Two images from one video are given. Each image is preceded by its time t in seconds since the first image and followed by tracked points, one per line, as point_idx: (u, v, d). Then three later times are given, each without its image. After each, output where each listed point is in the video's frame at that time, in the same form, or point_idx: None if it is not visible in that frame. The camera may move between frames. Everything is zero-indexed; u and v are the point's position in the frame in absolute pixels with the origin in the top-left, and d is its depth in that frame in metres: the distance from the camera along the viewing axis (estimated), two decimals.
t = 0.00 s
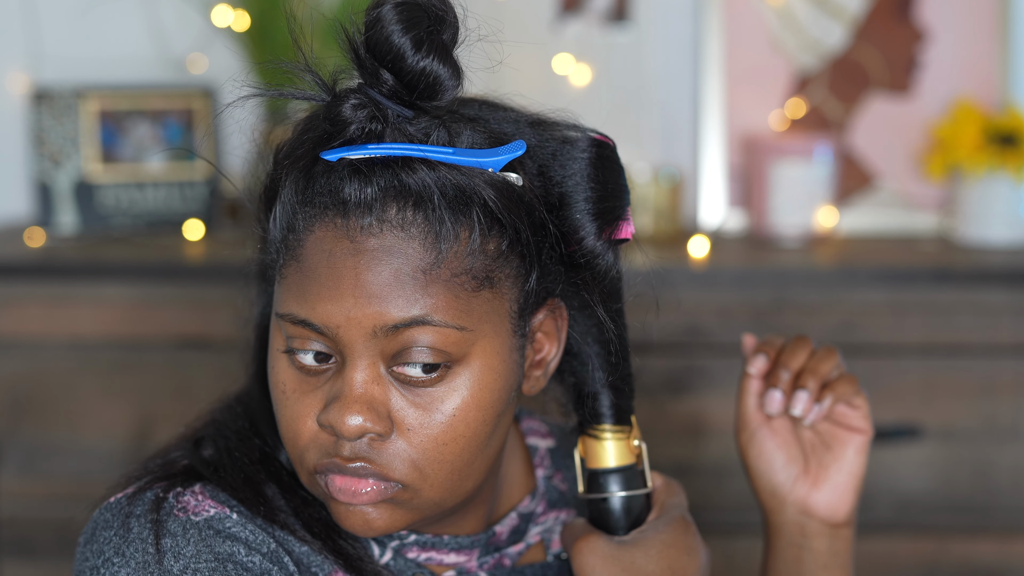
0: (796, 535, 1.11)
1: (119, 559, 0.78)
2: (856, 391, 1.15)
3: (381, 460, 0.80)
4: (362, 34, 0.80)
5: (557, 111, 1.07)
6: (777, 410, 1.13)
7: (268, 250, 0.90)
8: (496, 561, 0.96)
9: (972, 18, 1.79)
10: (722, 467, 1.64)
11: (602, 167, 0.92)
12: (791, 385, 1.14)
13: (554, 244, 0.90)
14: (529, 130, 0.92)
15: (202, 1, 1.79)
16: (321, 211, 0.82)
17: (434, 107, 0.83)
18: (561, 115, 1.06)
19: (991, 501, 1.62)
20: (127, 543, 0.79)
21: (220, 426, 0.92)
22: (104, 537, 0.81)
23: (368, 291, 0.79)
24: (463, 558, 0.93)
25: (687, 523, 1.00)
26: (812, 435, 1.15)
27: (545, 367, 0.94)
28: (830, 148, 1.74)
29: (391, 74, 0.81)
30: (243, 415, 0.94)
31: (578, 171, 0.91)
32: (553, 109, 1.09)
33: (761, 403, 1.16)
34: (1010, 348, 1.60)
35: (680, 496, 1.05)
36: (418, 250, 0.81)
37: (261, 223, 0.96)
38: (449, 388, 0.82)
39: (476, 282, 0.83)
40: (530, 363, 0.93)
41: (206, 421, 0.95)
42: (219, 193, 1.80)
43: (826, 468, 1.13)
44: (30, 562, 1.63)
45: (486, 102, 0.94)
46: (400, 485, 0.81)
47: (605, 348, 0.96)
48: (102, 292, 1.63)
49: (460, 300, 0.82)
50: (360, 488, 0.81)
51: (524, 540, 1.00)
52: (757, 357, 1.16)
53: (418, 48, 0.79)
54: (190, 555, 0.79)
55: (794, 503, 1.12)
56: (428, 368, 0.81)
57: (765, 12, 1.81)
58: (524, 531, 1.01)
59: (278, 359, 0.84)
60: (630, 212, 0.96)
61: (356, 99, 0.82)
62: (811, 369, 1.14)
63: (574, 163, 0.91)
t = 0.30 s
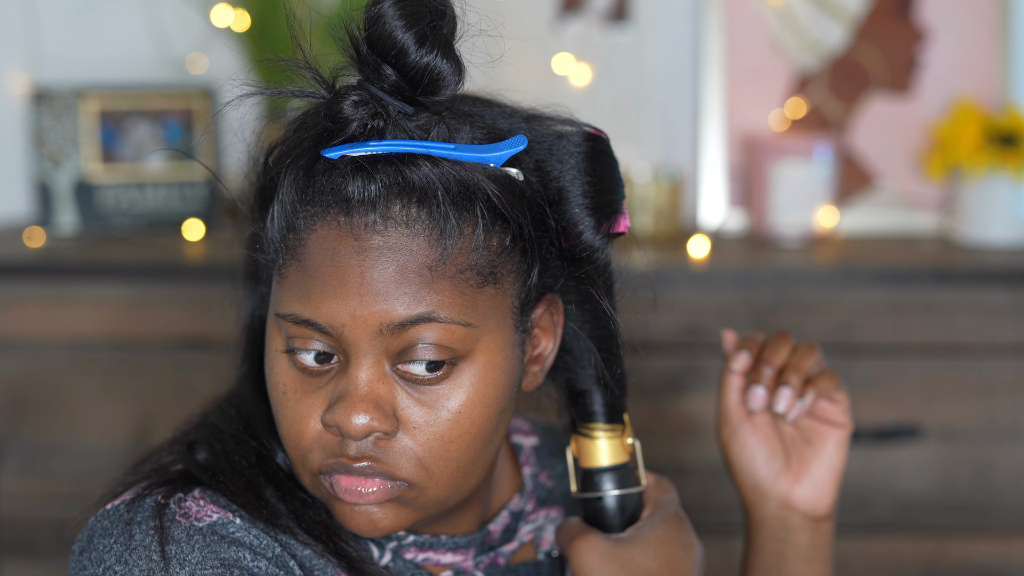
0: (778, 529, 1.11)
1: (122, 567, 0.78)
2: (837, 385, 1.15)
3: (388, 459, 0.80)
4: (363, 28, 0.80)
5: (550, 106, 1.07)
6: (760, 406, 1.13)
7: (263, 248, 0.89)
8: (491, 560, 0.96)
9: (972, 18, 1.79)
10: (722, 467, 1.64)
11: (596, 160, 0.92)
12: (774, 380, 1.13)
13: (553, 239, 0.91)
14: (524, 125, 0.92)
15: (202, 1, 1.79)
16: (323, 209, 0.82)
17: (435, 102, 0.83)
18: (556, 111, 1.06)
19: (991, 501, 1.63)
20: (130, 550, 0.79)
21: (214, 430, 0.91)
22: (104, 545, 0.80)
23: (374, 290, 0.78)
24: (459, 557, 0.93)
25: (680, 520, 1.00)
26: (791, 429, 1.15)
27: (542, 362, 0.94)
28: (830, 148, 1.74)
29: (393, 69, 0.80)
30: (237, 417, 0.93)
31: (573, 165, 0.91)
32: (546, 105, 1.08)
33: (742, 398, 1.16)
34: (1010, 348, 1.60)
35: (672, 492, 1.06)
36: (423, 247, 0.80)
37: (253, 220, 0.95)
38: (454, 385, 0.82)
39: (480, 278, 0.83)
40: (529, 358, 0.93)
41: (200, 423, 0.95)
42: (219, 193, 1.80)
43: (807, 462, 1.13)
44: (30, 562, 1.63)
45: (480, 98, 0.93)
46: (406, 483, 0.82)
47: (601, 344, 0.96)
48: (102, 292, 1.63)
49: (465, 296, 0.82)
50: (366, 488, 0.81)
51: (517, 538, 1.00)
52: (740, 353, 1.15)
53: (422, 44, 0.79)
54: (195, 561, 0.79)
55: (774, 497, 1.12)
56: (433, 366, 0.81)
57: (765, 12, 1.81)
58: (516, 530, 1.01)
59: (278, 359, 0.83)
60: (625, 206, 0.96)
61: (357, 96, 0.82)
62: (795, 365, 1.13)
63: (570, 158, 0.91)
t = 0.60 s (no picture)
0: (780, 530, 1.11)
1: (121, 569, 0.78)
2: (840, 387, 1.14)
3: (389, 459, 0.80)
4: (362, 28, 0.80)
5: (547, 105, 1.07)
6: (763, 408, 1.12)
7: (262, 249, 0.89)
8: (491, 562, 0.97)
9: (972, 18, 1.79)
10: (722, 467, 1.64)
11: (594, 158, 0.92)
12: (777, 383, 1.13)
13: (552, 238, 0.91)
14: (522, 124, 0.92)
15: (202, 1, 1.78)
16: (322, 210, 0.81)
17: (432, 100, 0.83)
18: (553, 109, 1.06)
19: (991, 501, 1.63)
20: (129, 553, 0.79)
21: (214, 432, 0.91)
22: (103, 547, 0.80)
23: (374, 290, 0.79)
24: (459, 558, 0.94)
25: (679, 523, 1.00)
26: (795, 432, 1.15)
27: (542, 361, 0.94)
28: (830, 148, 1.74)
29: (392, 68, 0.80)
30: (237, 420, 0.93)
31: (572, 163, 0.91)
32: (543, 104, 1.08)
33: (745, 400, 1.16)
34: (1010, 348, 1.60)
35: (671, 495, 1.06)
36: (423, 247, 0.81)
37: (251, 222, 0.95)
38: (455, 384, 0.82)
39: (480, 277, 0.83)
40: (529, 358, 0.93)
41: (199, 425, 0.94)
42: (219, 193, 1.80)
43: (810, 464, 1.13)
44: (30, 562, 1.63)
45: (477, 96, 0.93)
46: (408, 483, 0.82)
47: (601, 345, 0.96)
48: (101, 293, 1.63)
49: (465, 296, 0.82)
50: (367, 489, 0.81)
51: (517, 539, 1.00)
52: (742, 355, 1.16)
53: (421, 44, 0.79)
54: (194, 564, 0.79)
55: (777, 499, 1.12)
56: (433, 365, 0.81)
57: (765, 11, 1.81)
58: (518, 531, 1.01)
59: (278, 360, 0.83)
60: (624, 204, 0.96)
61: (355, 95, 0.82)
62: (798, 367, 1.13)
63: (569, 156, 0.91)
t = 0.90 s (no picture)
0: (787, 535, 1.11)
1: (114, 565, 0.78)
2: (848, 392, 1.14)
3: (382, 456, 0.80)
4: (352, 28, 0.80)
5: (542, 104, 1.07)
6: (770, 414, 1.12)
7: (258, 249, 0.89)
8: (490, 562, 0.96)
9: (971, 18, 1.79)
10: (722, 467, 1.64)
11: (588, 157, 0.92)
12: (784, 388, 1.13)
13: (545, 236, 0.91)
14: (516, 123, 0.92)
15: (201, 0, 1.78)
16: (315, 208, 0.82)
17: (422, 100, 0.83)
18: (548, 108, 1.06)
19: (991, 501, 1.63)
20: (122, 548, 0.79)
21: (213, 430, 0.92)
22: (98, 543, 0.81)
23: (365, 287, 0.79)
24: (457, 558, 0.94)
25: (685, 526, 1.00)
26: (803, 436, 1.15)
27: (539, 360, 0.94)
28: (830, 148, 1.74)
29: (382, 67, 0.80)
30: (236, 418, 0.94)
31: (566, 162, 0.91)
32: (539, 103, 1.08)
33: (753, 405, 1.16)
34: (1010, 348, 1.60)
35: (679, 497, 1.05)
36: (414, 245, 0.81)
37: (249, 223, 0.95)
38: (447, 382, 0.82)
39: (471, 275, 0.83)
40: (524, 356, 0.93)
41: (199, 424, 0.94)
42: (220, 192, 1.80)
43: (818, 469, 1.13)
44: (30, 562, 1.63)
45: (472, 97, 0.93)
46: (401, 480, 0.82)
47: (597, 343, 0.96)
48: (101, 292, 1.63)
49: (456, 293, 0.82)
50: (361, 485, 0.81)
51: (518, 540, 1.00)
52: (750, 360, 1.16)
53: (410, 42, 0.79)
54: (186, 560, 0.79)
55: (785, 503, 1.12)
56: (426, 363, 0.81)
57: (765, 11, 1.81)
58: (518, 531, 1.01)
59: (274, 358, 0.83)
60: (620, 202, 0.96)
61: (347, 95, 0.82)
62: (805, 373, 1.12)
63: (562, 154, 0.91)
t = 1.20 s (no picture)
0: (773, 524, 1.11)
1: (120, 560, 0.78)
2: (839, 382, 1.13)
3: (381, 449, 0.80)
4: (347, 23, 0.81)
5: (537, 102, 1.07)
6: (757, 404, 1.12)
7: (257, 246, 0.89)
8: (490, 559, 0.97)
9: (972, 18, 1.79)
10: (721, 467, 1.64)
11: (584, 151, 0.92)
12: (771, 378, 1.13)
13: (542, 230, 0.91)
14: (512, 119, 0.92)
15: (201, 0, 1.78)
16: (312, 203, 0.82)
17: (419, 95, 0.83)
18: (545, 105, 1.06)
19: (990, 501, 1.63)
20: (128, 544, 0.78)
21: (215, 426, 0.92)
22: (104, 538, 0.80)
23: (363, 279, 0.79)
24: (458, 554, 0.94)
25: (685, 535, 1.00)
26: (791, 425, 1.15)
27: (536, 355, 0.94)
28: (830, 148, 1.74)
29: (377, 62, 0.81)
30: (238, 415, 0.94)
31: (562, 156, 0.91)
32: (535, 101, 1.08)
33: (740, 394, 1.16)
34: (1010, 348, 1.60)
35: (678, 507, 1.05)
36: (411, 237, 0.81)
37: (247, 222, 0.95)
38: (445, 374, 0.82)
39: (468, 267, 0.83)
40: (523, 352, 0.93)
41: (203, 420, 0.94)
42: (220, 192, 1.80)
43: (804, 459, 1.13)
44: (30, 562, 1.63)
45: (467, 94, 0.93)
46: (400, 473, 0.82)
47: (594, 337, 0.96)
48: (101, 293, 1.63)
49: (453, 285, 0.82)
50: (360, 478, 0.81)
51: (516, 537, 1.00)
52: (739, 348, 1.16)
53: (404, 36, 0.79)
54: (192, 556, 0.78)
55: (769, 493, 1.12)
56: (424, 355, 0.81)
57: (766, 12, 1.81)
58: (517, 530, 1.01)
59: (272, 353, 0.83)
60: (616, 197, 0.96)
61: (342, 90, 0.82)
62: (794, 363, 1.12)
63: (558, 148, 0.91)
